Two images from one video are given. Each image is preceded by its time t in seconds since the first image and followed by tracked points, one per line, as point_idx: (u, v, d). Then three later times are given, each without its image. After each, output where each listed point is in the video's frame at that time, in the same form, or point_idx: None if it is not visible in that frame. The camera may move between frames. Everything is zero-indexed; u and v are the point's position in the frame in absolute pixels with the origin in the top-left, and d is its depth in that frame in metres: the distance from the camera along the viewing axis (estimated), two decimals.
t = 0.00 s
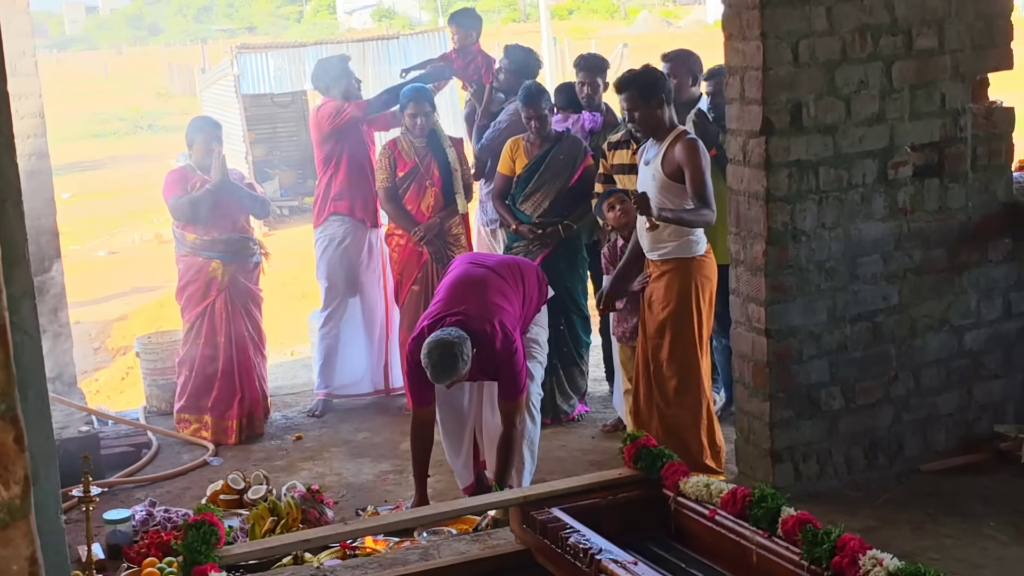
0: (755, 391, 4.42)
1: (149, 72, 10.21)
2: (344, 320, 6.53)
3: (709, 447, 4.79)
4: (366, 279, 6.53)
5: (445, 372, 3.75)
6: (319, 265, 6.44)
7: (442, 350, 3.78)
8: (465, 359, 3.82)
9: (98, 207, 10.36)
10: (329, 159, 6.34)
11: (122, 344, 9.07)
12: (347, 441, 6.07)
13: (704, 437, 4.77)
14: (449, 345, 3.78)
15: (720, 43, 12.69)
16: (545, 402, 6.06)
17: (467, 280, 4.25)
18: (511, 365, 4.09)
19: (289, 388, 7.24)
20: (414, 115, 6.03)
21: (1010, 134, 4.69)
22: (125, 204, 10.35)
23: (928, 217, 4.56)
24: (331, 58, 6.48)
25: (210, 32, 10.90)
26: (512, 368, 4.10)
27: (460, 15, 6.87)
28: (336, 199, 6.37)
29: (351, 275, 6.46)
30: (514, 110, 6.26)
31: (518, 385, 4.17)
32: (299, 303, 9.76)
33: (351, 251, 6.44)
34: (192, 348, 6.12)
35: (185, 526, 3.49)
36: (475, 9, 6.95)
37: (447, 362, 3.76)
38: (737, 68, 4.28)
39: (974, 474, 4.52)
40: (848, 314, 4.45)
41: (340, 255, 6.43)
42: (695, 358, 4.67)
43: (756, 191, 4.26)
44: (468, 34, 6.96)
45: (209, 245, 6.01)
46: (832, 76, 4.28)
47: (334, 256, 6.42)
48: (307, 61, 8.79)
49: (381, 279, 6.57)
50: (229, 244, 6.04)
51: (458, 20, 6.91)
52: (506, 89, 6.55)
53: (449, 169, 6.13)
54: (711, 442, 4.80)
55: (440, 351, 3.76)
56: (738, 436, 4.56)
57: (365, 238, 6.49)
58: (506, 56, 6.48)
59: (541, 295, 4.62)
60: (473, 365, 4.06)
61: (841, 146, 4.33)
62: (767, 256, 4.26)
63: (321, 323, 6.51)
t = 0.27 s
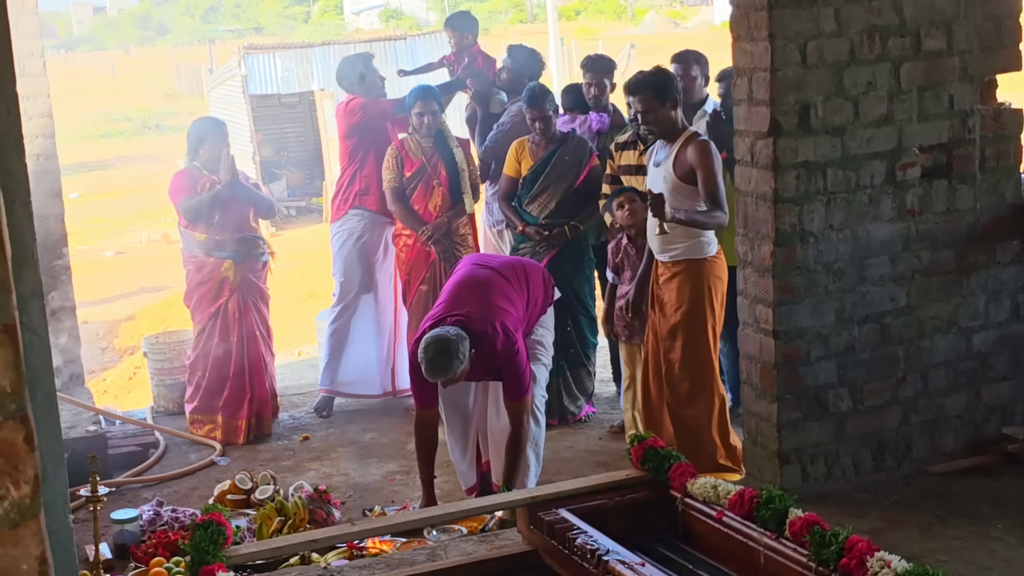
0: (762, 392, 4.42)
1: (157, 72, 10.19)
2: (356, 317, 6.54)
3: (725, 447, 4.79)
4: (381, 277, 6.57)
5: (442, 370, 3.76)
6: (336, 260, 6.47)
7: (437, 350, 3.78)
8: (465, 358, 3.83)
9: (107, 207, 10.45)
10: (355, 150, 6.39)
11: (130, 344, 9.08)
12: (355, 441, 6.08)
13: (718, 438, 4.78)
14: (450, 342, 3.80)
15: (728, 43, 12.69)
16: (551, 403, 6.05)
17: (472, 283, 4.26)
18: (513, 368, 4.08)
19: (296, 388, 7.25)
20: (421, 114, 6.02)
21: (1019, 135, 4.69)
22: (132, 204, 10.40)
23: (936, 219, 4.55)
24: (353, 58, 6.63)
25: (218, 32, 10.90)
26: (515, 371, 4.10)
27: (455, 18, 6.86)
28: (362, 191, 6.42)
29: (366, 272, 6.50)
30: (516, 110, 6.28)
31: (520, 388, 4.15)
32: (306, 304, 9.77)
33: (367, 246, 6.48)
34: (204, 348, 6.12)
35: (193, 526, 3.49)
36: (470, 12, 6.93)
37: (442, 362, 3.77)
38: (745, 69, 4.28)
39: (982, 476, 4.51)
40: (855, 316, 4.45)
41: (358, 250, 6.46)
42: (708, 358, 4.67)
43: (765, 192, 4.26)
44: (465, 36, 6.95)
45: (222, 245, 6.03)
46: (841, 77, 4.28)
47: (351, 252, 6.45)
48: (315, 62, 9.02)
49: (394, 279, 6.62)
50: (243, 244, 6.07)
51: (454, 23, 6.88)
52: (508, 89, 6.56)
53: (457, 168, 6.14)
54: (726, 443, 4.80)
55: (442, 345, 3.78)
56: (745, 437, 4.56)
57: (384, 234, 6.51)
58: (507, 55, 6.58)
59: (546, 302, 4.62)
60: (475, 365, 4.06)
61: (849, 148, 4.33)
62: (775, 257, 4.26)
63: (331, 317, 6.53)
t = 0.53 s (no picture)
0: (767, 394, 4.41)
1: (161, 72, 10.30)
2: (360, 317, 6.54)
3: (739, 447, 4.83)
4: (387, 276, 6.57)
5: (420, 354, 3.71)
6: (342, 258, 6.45)
7: (418, 330, 3.72)
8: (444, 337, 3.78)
9: (111, 208, 10.40)
10: (360, 151, 6.39)
11: (134, 345, 9.08)
12: (359, 441, 6.08)
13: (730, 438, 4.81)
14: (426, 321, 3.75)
15: (733, 45, 12.70)
16: (554, 404, 6.05)
17: (468, 271, 4.23)
18: (509, 344, 3.99)
19: (300, 389, 7.25)
20: (427, 116, 6.03)
21: None
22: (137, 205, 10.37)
23: (941, 221, 4.55)
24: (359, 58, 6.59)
25: (222, 33, 10.91)
26: (513, 349, 4.01)
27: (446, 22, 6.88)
28: (366, 191, 6.39)
29: (372, 273, 6.49)
30: (515, 112, 6.33)
31: (523, 364, 4.06)
32: (310, 304, 9.78)
33: (374, 246, 6.46)
34: (212, 349, 6.14)
35: (197, 526, 3.49)
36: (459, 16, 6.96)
37: (423, 342, 3.70)
38: (751, 70, 4.28)
39: (987, 478, 4.51)
40: (860, 317, 4.44)
41: (363, 250, 6.44)
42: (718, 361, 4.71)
43: (770, 194, 4.26)
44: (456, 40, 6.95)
45: (232, 246, 6.04)
46: (846, 79, 4.27)
47: (357, 251, 6.43)
48: (317, 63, 9.07)
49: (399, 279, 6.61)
50: (252, 243, 6.09)
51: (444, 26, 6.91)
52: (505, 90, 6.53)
53: (461, 167, 6.13)
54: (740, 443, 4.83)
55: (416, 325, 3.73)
56: (750, 439, 4.55)
57: (390, 234, 6.49)
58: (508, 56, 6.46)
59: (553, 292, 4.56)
60: (468, 346, 4.00)
61: (854, 149, 4.32)
62: (780, 259, 4.26)
63: (337, 317, 6.52)
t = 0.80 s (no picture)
0: (768, 395, 4.41)
1: (162, 73, 10.10)
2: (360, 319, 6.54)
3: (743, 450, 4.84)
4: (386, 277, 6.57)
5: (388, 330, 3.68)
6: (339, 258, 6.47)
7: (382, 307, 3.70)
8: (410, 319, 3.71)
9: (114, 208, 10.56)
10: (357, 151, 6.38)
11: (136, 345, 9.09)
12: (360, 442, 6.07)
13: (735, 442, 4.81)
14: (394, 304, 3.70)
15: (736, 45, 12.68)
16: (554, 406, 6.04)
17: (460, 260, 4.13)
18: (487, 328, 3.86)
19: (302, 389, 7.25)
20: (432, 118, 6.01)
21: None
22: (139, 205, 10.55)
23: (943, 222, 4.54)
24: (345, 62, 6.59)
25: (225, 34, 10.90)
26: (493, 334, 3.88)
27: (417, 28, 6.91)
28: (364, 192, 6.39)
29: (370, 274, 6.49)
30: (511, 112, 6.43)
31: (506, 350, 3.91)
32: (311, 305, 9.78)
33: (372, 246, 6.47)
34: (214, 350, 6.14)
35: (198, 527, 3.49)
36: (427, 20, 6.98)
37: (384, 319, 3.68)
38: (753, 71, 4.27)
39: (988, 480, 4.50)
40: (862, 319, 4.44)
41: (360, 250, 6.45)
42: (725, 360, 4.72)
43: (771, 195, 4.25)
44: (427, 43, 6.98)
45: (235, 246, 6.05)
46: (848, 80, 4.27)
47: (354, 252, 6.44)
48: (320, 63, 9.09)
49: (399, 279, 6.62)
50: (253, 243, 6.09)
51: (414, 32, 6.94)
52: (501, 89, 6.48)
53: (465, 170, 6.11)
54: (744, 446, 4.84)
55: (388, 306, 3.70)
56: (751, 440, 4.55)
57: (388, 234, 6.50)
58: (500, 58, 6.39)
59: (557, 290, 4.38)
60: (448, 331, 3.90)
61: (856, 150, 4.32)
62: (782, 260, 4.26)
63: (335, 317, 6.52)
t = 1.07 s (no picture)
0: (768, 395, 4.41)
1: (162, 73, 10.17)
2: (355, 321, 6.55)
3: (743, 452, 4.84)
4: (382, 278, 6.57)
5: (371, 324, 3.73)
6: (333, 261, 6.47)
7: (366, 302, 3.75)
8: (394, 312, 3.75)
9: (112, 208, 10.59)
10: (345, 159, 6.37)
11: (136, 345, 9.08)
12: (360, 442, 6.07)
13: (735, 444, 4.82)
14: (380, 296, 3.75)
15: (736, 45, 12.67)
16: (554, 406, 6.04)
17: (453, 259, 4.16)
18: (470, 323, 3.89)
19: (302, 389, 7.25)
20: (435, 120, 6.02)
21: None
22: (139, 205, 10.58)
23: (943, 222, 4.54)
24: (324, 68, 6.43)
25: (224, 33, 10.91)
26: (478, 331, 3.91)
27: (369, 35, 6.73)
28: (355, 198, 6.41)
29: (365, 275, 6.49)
30: (510, 112, 6.45)
31: (488, 347, 3.93)
32: (311, 305, 9.78)
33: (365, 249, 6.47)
34: (213, 350, 6.14)
35: (198, 526, 3.49)
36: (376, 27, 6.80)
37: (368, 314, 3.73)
38: (753, 71, 4.27)
39: (988, 481, 4.50)
40: (862, 319, 4.43)
41: (355, 251, 6.45)
42: (729, 361, 4.72)
43: (771, 195, 4.25)
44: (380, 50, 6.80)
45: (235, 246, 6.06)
46: (848, 80, 4.27)
47: (347, 255, 6.44)
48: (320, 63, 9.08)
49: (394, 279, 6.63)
50: (250, 242, 6.10)
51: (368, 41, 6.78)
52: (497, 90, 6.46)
53: (469, 171, 6.10)
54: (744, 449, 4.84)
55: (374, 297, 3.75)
56: (751, 440, 4.55)
57: (382, 235, 6.52)
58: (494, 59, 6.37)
59: (552, 295, 4.35)
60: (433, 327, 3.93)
61: (856, 151, 4.31)
62: (782, 260, 4.25)
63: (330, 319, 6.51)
